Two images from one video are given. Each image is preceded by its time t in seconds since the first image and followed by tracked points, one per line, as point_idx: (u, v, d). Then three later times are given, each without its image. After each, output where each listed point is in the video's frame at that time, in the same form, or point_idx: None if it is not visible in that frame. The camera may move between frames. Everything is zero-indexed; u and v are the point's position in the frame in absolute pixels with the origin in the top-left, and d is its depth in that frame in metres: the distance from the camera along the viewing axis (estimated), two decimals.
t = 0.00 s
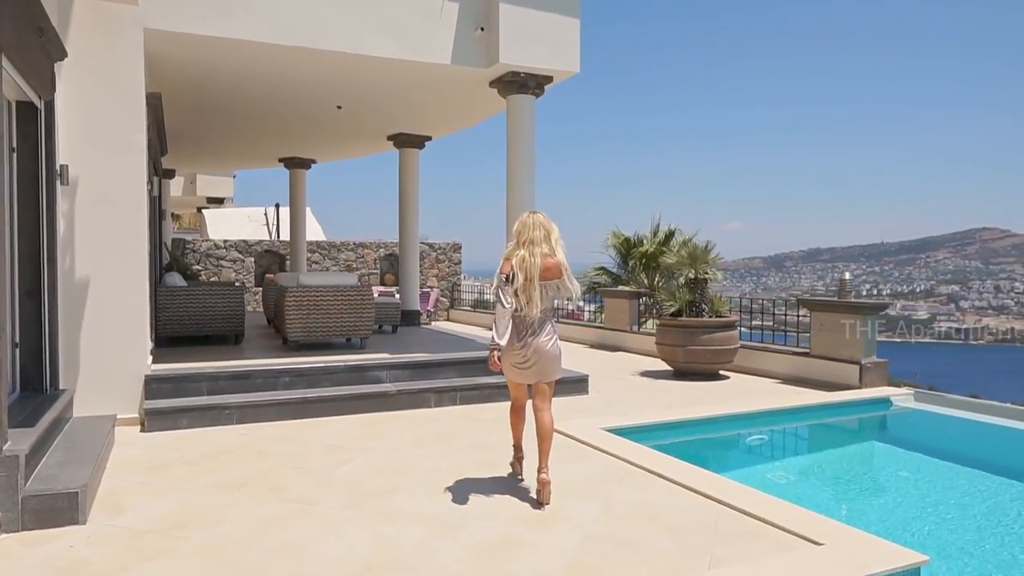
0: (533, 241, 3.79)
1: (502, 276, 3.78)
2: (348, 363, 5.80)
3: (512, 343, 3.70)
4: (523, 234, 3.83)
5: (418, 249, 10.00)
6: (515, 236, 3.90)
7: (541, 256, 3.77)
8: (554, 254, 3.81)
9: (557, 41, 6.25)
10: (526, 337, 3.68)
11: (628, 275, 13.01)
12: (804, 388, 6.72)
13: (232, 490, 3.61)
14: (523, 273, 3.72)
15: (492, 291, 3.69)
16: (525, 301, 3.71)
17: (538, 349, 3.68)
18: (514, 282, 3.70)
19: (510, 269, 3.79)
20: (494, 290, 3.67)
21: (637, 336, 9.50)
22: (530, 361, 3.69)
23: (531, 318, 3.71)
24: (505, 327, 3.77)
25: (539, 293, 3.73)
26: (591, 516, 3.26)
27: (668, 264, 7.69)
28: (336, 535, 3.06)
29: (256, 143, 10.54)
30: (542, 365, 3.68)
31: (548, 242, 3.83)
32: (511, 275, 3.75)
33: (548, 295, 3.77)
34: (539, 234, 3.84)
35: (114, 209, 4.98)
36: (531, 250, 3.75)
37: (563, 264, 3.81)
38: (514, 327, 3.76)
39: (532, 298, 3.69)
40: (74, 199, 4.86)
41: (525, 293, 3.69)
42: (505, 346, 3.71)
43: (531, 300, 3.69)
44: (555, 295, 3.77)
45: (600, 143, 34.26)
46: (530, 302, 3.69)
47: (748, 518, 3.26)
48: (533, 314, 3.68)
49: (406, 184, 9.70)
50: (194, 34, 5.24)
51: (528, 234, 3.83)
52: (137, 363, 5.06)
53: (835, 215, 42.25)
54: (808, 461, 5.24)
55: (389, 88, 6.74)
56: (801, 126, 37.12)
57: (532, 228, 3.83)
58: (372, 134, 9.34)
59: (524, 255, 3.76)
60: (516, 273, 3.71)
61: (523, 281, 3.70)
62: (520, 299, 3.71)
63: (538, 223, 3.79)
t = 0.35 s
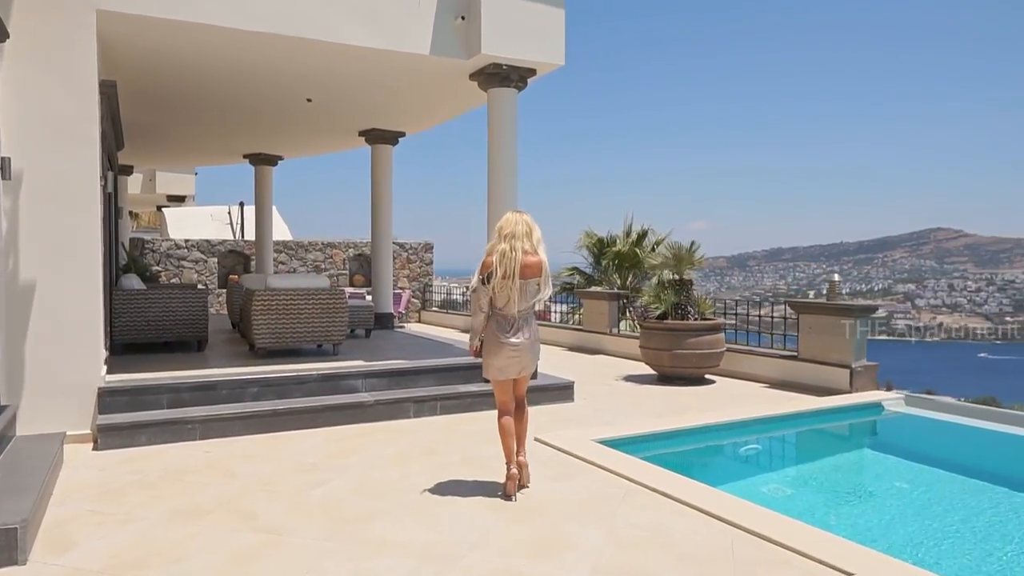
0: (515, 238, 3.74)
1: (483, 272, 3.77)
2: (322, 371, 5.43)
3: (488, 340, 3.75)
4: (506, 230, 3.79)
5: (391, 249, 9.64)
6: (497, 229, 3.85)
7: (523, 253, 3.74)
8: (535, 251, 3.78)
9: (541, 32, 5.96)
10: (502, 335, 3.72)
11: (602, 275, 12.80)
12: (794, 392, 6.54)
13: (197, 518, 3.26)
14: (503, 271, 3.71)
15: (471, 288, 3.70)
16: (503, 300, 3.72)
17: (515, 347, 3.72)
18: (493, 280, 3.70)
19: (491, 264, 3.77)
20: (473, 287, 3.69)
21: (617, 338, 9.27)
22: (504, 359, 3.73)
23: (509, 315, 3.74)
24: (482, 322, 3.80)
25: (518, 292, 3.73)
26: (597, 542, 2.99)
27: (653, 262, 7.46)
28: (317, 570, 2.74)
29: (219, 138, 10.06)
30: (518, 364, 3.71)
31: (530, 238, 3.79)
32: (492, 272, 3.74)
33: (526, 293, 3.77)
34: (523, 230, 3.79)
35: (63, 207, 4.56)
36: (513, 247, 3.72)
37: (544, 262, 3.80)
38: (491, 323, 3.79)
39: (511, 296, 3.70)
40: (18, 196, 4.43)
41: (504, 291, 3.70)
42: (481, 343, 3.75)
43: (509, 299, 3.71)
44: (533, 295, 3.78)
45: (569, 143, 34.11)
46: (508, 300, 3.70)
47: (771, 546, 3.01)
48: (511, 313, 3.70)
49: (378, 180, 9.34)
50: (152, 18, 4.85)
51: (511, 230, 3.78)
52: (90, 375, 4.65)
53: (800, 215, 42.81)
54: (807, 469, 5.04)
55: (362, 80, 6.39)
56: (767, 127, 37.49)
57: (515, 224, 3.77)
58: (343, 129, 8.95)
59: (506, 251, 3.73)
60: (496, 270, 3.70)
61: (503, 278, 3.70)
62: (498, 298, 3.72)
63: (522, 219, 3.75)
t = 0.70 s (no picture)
0: (493, 242, 3.72)
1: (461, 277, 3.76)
2: (294, 378, 5.06)
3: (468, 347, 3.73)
4: (484, 235, 3.77)
5: (364, 247, 9.25)
6: (476, 234, 3.83)
7: (501, 257, 3.72)
8: (514, 255, 3.75)
9: (526, 19, 5.63)
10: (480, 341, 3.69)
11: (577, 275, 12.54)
12: (786, 396, 6.31)
13: (153, 549, 2.90)
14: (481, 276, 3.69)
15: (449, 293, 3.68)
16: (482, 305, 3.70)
17: (494, 353, 3.69)
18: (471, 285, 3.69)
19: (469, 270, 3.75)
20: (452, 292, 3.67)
21: (598, 340, 9.01)
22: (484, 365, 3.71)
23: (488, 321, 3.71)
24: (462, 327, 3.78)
25: (496, 296, 3.71)
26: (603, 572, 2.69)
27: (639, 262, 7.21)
28: None
29: (181, 130, 9.57)
30: (497, 369, 3.68)
31: (508, 242, 3.76)
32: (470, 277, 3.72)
33: (505, 298, 3.74)
34: (501, 234, 3.77)
35: (5, 199, 4.13)
36: (491, 252, 3.71)
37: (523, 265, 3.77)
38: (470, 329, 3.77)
39: (488, 301, 3.68)
40: None
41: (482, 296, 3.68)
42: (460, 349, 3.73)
43: (487, 304, 3.68)
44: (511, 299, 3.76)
45: (542, 141, 33.87)
46: (485, 306, 3.68)
47: (791, 572, 2.75)
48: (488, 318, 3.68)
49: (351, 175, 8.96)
50: None
51: (488, 234, 3.76)
52: (35, 385, 4.22)
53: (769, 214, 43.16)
54: (808, 478, 4.82)
55: (334, 66, 6.01)
56: (737, 127, 37.68)
57: (493, 228, 3.76)
58: (313, 121, 8.54)
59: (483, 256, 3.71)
60: (473, 276, 3.69)
61: (480, 284, 3.67)
62: (476, 303, 3.69)
63: (500, 223, 3.73)
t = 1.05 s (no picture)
0: (499, 243, 3.82)
1: (467, 277, 3.71)
2: (285, 389, 4.72)
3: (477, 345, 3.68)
4: (486, 236, 3.83)
5: (356, 248, 8.91)
6: (474, 236, 3.86)
7: (507, 259, 3.83)
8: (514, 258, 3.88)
9: (531, 8, 5.34)
10: (492, 339, 3.69)
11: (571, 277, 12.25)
12: (801, 404, 6.05)
13: None
14: (492, 275, 3.74)
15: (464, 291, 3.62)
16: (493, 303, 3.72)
17: (505, 351, 3.73)
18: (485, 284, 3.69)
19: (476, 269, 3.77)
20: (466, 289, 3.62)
21: (599, 345, 8.73)
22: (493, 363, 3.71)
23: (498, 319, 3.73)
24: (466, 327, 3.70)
25: (505, 297, 3.77)
26: None
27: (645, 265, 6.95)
28: None
29: (164, 127, 9.19)
30: (510, 368, 3.72)
31: (509, 245, 3.88)
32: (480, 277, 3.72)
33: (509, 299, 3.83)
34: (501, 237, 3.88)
35: None
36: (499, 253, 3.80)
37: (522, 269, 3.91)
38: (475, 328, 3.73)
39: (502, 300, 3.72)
40: None
41: (495, 295, 3.72)
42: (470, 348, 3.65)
43: (500, 303, 3.73)
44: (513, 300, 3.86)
45: (531, 142, 33.61)
46: (499, 305, 3.72)
47: None
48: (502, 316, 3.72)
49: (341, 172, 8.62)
50: None
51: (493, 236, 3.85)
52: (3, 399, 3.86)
53: (758, 215, 43.14)
54: (834, 493, 4.54)
55: (327, 56, 5.68)
56: (726, 128, 37.61)
57: (494, 230, 3.84)
58: (302, 116, 8.19)
59: (491, 257, 3.78)
60: (487, 274, 3.71)
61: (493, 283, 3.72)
62: (489, 301, 3.70)
63: (505, 226, 3.83)
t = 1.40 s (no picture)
0: (507, 243, 3.87)
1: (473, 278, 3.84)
2: (289, 399, 4.41)
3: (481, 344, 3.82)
4: (495, 236, 3.90)
5: (359, 248, 8.59)
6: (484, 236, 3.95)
7: (514, 258, 3.88)
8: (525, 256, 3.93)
9: None
10: (497, 338, 3.82)
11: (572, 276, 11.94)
12: (829, 412, 5.76)
13: None
14: (497, 276, 3.83)
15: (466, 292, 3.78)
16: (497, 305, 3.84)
17: (508, 350, 3.83)
18: (489, 284, 3.81)
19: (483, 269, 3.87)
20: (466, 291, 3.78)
21: (609, 348, 8.43)
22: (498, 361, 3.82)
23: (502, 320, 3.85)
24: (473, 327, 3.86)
25: (510, 295, 3.85)
26: None
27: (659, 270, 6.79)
28: None
29: (157, 121, 8.84)
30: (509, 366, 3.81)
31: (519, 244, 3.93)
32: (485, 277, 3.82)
33: (517, 297, 3.90)
34: (510, 236, 3.94)
35: None
36: (505, 253, 3.86)
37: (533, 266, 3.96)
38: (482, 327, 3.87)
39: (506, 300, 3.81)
40: None
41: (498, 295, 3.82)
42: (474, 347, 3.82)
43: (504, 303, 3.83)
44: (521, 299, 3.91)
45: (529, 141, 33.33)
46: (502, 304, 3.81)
47: None
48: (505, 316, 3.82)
49: (342, 167, 8.31)
50: None
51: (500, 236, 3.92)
52: None
53: (756, 214, 42.95)
54: (876, 509, 4.26)
55: (332, 44, 5.37)
56: (725, 127, 37.39)
57: (504, 230, 3.91)
58: (301, 109, 7.87)
59: (497, 257, 3.85)
60: (490, 276, 3.81)
61: (497, 282, 3.81)
62: (491, 302, 3.82)
63: (514, 226, 3.89)
